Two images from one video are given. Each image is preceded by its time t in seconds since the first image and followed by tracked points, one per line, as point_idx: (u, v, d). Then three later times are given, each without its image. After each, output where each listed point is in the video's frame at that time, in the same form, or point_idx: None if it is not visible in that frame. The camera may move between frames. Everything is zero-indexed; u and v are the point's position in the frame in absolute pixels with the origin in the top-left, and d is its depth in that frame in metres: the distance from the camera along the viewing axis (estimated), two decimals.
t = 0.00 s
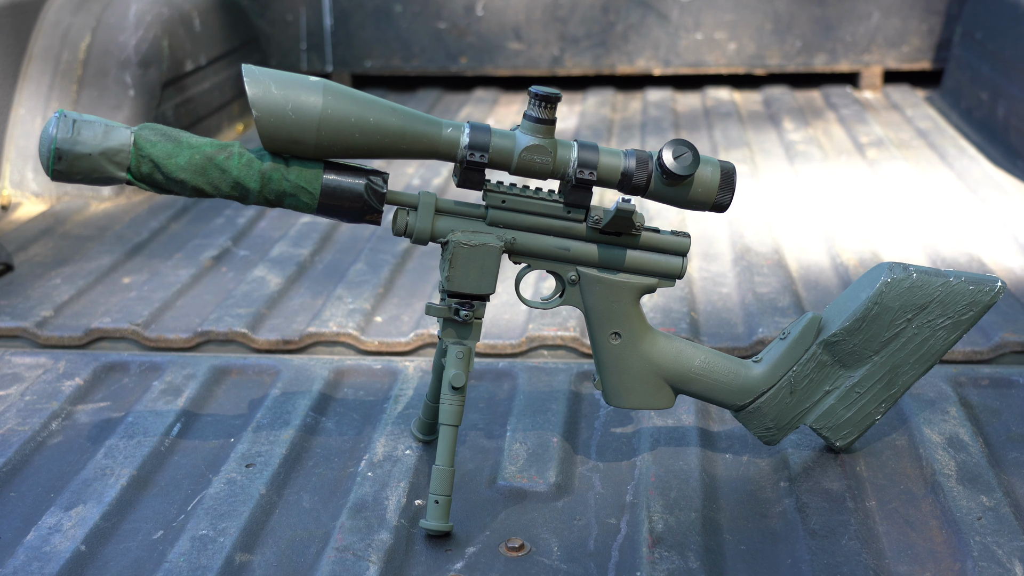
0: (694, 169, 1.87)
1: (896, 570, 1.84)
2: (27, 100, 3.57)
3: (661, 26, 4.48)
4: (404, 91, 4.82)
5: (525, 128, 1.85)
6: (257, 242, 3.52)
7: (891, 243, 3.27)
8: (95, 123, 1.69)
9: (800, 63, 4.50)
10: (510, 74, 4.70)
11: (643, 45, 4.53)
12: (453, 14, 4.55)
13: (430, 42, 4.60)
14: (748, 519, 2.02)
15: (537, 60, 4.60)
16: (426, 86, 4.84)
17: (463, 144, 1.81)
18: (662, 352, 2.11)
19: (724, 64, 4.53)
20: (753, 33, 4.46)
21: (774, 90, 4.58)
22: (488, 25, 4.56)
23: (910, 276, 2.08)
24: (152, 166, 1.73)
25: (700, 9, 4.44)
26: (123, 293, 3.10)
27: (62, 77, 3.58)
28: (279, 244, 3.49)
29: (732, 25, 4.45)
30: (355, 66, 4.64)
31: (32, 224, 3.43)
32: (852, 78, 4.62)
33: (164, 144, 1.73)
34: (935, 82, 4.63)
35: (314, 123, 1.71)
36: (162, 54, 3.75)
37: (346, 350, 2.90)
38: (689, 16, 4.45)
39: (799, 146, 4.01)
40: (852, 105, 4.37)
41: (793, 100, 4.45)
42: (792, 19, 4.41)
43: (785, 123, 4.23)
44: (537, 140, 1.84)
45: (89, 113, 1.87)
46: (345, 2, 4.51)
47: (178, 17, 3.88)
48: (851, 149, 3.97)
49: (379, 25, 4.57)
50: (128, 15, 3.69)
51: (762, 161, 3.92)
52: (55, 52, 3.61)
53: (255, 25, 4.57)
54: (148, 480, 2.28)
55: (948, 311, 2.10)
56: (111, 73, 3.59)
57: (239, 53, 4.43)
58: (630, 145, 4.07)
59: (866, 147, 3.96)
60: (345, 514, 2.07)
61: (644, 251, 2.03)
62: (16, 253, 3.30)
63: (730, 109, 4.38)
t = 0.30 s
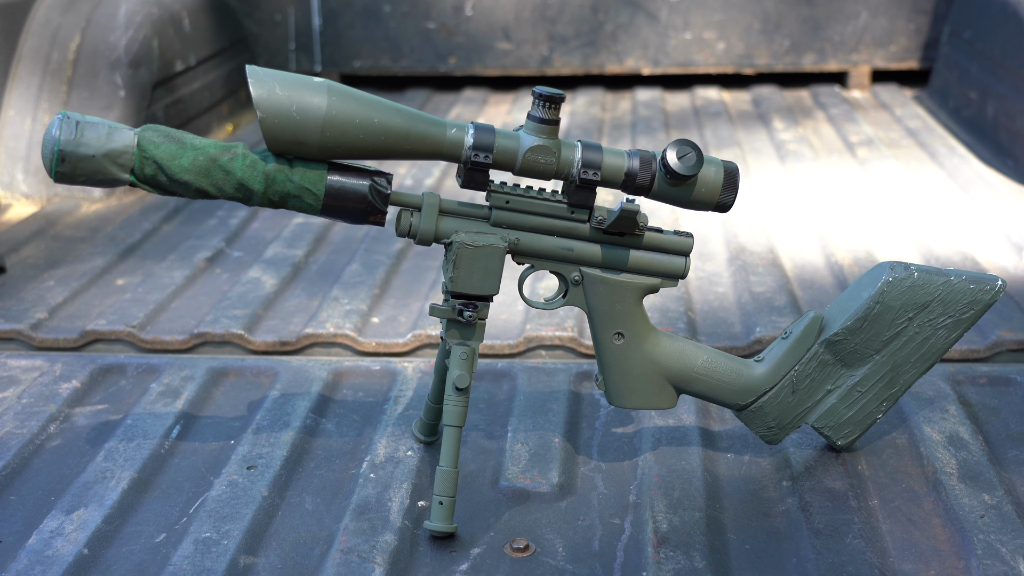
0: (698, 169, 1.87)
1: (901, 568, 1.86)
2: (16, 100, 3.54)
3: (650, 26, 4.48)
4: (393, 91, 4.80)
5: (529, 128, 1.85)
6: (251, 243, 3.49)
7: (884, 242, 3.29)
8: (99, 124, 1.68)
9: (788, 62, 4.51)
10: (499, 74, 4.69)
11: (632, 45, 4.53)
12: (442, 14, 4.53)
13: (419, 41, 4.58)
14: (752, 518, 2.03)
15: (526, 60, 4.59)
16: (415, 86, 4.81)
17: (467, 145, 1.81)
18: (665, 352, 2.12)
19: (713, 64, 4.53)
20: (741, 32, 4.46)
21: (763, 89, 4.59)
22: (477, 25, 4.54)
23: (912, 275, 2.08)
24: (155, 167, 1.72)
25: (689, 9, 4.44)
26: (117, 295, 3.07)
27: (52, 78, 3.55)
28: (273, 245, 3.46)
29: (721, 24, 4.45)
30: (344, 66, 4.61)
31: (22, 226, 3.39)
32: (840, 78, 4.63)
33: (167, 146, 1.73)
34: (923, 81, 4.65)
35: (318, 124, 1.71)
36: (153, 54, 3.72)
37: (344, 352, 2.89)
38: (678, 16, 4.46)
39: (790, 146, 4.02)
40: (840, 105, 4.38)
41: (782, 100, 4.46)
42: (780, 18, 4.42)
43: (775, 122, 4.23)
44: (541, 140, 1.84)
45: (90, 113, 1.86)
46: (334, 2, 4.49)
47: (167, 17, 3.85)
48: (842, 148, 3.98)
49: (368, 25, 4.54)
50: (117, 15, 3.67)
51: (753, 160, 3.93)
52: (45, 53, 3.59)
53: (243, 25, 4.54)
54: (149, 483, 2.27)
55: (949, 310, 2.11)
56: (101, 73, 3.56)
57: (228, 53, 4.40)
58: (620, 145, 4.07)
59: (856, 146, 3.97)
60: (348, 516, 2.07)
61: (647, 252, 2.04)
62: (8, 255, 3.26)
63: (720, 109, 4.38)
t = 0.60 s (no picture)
0: (702, 169, 1.87)
1: (907, 566, 1.87)
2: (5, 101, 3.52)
3: (639, 25, 4.49)
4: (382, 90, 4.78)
5: (533, 128, 1.84)
6: (245, 244, 3.47)
7: (879, 240, 3.30)
8: (103, 125, 1.67)
9: (777, 62, 4.52)
10: (489, 74, 4.68)
11: (621, 45, 4.54)
12: (431, 14, 4.51)
13: (409, 41, 4.55)
14: (757, 517, 2.03)
15: (516, 60, 4.59)
16: (404, 87, 4.73)
17: (472, 145, 1.81)
18: (669, 352, 2.12)
19: (702, 63, 4.54)
20: (730, 32, 4.47)
21: (752, 88, 4.60)
22: (467, 24, 4.53)
23: (914, 274, 2.09)
24: (160, 168, 1.72)
25: (677, 9, 4.45)
26: (113, 297, 3.05)
27: (42, 78, 3.55)
28: (267, 246, 3.44)
29: (709, 24, 4.46)
30: (333, 66, 4.59)
31: (14, 227, 3.35)
32: (829, 77, 4.65)
33: (171, 147, 1.72)
34: (911, 80, 4.67)
35: (323, 125, 1.71)
36: (142, 54, 3.70)
37: (342, 352, 2.89)
38: (667, 15, 4.46)
39: (781, 145, 4.02)
40: (830, 104, 4.40)
41: (771, 99, 4.47)
42: (768, 18, 4.43)
43: (765, 122, 4.24)
44: (546, 141, 1.84)
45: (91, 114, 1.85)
46: (322, 2, 4.46)
47: (157, 17, 3.83)
48: (833, 147, 3.99)
49: (357, 25, 4.51)
50: (107, 15, 3.66)
51: (744, 160, 3.93)
52: (34, 53, 3.59)
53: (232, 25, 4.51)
54: (151, 485, 2.26)
55: (951, 309, 2.11)
56: (91, 73, 3.54)
57: (218, 53, 4.36)
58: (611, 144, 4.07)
59: (847, 145, 3.99)
60: (353, 517, 2.07)
61: (651, 252, 2.04)
62: None
63: (709, 108, 4.39)
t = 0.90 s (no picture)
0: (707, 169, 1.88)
1: (911, 564, 1.88)
2: None
3: (629, 25, 4.49)
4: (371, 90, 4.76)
5: (538, 129, 1.85)
6: (238, 245, 3.45)
7: (873, 239, 3.31)
8: (107, 126, 1.67)
9: (766, 61, 4.54)
10: (478, 74, 4.68)
11: (611, 44, 4.54)
12: (420, 13, 4.50)
13: (398, 41, 4.53)
14: (761, 516, 2.04)
15: (505, 60, 4.59)
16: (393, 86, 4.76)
17: (477, 145, 1.81)
18: (672, 351, 2.13)
19: (691, 62, 4.55)
20: (719, 31, 4.48)
21: (741, 87, 4.61)
22: (456, 24, 4.52)
23: (915, 273, 2.10)
24: (164, 170, 1.71)
25: (666, 8, 4.46)
26: (107, 298, 3.03)
27: (32, 79, 3.53)
28: (262, 246, 3.43)
29: (698, 23, 4.47)
30: (322, 66, 4.57)
31: (6, 228, 3.32)
32: (818, 76, 4.67)
33: (176, 148, 1.72)
34: (899, 79, 4.70)
35: (328, 126, 1.71)
36: (133, 54, 3.69)
37: (340, 353, 2.88)
38: (656, 15, 4.47)
39: (772, 144, 4.03)
40: (819, 103, 4.41)
41: (760, 98, 4.48)
42: (757, 18, 4.44)
43: (755, 121, 4.25)
44: (550, 141, 1.84)
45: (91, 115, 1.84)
46: (311, 2, 4.44)
47: (147, 17, 3.82)
48: (824, 146, 4.00)
49: (346, 25, 4.49)
50: (97, 15, 3.63)
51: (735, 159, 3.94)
52: (24, 53, 3.57)
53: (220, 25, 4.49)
54: (153, 487, 2.25)
55: (952, 307, 2.13)
56: (82, 74, 3.53)
57: (206, 54, 4.34)
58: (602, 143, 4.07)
59: (838, 144, 4.00)
60: (357, 519, 2.07)
61: (655, 252, 2.05)
62: None
63: (699, 108, 4.40)
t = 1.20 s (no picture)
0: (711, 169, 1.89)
1: (916, 562, 1.89)
2: None
3: (617, 25, 4.50)
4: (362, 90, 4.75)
5: (542, 129, 1.85)
6: (232, 246, 3.44)
7: (867, 238, 3.33)
8: (111, 128, 1.66)
9: (754, 61, 4.55)
10: (468, 73, 4.68)
11: (600, 44, 4.54)
12: (409, 14, 4.49)
13: (387, 41, 4.53)
14: (765, 515, 2.05)
15: (494, 59, 4.59)
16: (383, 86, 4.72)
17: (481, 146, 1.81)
18: (675, 351, 2.14)
19: (680, 62, 4.56)
20: (708, 31, 4.49)
21: (729, 87, 4.62)
22: (445, 24, 4.51)
23: (916, 272, 2.11)
24: (169, 171, 1.71)
25: (655, 8, 4.46)
26: (103, 300, 3.01)
27: (22, 80, 3.51)
28: (256, 247, 3.41)
29: (687, 23, 4.48)
30: (311, 66, 4.55)
31: None
32: (806, 76, 4.69)
33: (180, 150, 1.71)
34: (887, 78, 4.72)
35: (334, 127, 1.70)
36: (124, 55, 3.68)
37: (337, 354, 2.88)
38: (645, 14, 4.47)
39: (763, 143, 4.04)
40: (808, 102, 4.43)
41: (750, 98, 4.50)
42: (745, 17, 4.46)
43: (746, 121, 4.26)
44: (555, 141, 1.84)
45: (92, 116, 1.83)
46: (300, 2, 4.43)
47: (137, 17, 3.81)
48: (815, 146, 4.02)
49: (334, 25, 4.48)
50: (88, 15, 3.62)
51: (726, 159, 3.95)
52: (13, 54, 3.55)
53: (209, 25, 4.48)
54: (156, 490, 2.25)
55: (952, 306, 2.14)
56: (73, 75, 3.51)
57: (196, 54, 4.33)
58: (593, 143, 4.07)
59: (829, 144, 4.02)
60: (362, 520, 2.07)
61: (658, 252, 2.05)
62: None
63: (688, 107, 4.40)
